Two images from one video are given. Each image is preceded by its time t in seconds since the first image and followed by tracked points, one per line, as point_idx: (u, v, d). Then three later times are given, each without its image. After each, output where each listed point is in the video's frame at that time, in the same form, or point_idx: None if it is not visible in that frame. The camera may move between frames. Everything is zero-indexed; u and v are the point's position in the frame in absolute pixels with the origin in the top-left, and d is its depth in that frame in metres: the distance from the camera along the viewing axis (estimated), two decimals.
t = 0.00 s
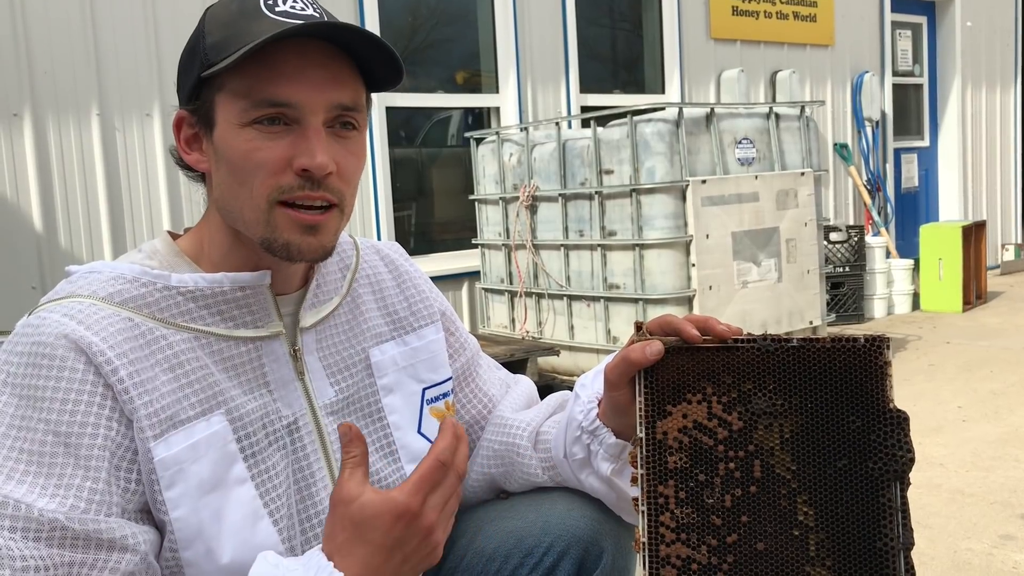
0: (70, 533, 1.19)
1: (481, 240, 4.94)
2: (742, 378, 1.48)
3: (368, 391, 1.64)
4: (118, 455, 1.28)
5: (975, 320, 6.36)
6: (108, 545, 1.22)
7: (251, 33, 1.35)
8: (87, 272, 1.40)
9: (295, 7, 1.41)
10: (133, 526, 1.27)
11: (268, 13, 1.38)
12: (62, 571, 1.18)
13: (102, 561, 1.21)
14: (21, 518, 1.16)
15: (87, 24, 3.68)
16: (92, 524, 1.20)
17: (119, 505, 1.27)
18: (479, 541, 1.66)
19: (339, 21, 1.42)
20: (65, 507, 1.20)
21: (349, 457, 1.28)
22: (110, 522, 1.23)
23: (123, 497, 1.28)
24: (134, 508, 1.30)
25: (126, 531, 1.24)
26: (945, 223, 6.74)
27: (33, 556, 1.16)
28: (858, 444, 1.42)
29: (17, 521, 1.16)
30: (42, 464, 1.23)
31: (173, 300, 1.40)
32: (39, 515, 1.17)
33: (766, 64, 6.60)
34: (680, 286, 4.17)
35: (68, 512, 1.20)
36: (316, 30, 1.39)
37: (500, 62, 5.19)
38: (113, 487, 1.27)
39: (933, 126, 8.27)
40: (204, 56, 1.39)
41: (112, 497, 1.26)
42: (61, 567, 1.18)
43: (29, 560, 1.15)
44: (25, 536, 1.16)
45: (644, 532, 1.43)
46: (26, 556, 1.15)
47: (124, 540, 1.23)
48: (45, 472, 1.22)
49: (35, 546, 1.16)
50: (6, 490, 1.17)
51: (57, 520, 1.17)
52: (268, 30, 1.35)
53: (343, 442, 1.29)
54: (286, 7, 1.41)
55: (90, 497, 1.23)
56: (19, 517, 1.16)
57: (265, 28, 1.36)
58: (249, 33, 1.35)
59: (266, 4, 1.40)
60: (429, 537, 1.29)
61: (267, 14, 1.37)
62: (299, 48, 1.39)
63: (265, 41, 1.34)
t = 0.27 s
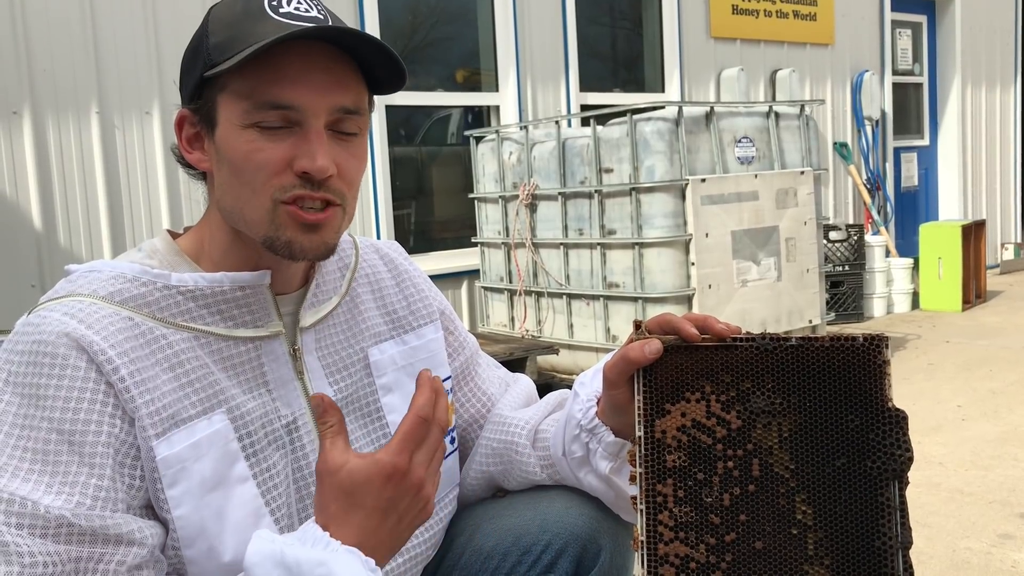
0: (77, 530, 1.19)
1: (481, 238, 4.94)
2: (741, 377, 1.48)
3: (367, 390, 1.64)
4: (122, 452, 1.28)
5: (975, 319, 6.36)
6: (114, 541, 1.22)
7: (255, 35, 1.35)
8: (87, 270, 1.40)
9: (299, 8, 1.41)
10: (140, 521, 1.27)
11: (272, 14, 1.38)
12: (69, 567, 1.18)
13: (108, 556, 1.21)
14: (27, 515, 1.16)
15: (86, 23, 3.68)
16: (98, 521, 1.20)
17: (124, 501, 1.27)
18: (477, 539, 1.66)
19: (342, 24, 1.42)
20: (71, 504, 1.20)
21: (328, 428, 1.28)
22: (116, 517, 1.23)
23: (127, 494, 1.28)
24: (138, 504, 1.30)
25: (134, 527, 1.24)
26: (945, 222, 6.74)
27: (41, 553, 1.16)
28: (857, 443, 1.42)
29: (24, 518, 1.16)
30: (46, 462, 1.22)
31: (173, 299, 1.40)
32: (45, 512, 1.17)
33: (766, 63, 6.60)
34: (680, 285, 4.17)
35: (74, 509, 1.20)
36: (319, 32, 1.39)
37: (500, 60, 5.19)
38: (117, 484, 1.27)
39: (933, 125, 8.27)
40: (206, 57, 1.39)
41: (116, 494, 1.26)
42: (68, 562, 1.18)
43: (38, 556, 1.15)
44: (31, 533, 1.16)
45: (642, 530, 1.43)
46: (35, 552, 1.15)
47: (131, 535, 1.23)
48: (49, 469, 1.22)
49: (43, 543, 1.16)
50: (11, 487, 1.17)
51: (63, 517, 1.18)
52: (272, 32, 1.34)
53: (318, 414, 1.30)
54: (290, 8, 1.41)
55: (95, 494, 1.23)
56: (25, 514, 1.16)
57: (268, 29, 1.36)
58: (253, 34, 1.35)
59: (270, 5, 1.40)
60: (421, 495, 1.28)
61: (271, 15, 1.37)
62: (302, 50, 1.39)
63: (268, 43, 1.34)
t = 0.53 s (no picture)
0: (84, 532, 1.18)
1: (480, 237, 4.93)
2: (741, 375, 1.48)
3: (367, 390, 1.64)
4: (126, 453, 1.28)
5: (974, 319, 6.36)
6: (123, 542, 1.21)
7: (254, 33, 1.35)
8: (89, 271, 1.40)
9: (301, 6, 1.41)
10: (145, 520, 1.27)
11: (273, 12, 1.37)
12: (78, 569, 1.18)
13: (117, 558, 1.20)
14: (34, 518, 1.16)
15: (86, 21, 3.67)
16: (106, 522, 1.20)
17: (130, 502, 1.27)
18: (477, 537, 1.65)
19: (342, 22, 1.41)
20: (78, 506, 1.20)
21: (394, 485, 1.14)
22: (123, 518, 1.22)
23: (133, 494, 1.28)
24: (144, 505, 1.30)
25: (141, 527, 1.24)
26: (945, 222, 6.74)
27: (50, 555, 1.15)
28: (857, 441, 1.42)
29: (31, 521, 1.15)
30: (51, 464, 1.22)
31: (175, 299, 1.39)
32: (52, 515, 1.16)
33: (766, 63, 6.60)
34: (680, 284, 4.17)
35: (81, 511, 1.19)
36: (318, 29, 1.38)
37: (500, 59, 5.19)
38: (123, 485, 1.26)
39: (932, 125, 8.27)
40: (207, 54, 1.39)
41: (123, 495, 1.26)
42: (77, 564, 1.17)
43: (47, 560, 1.15)
44: (40, 535, 1.16)
45: (643, 529, 1.43)
46: (43, 555, 1.15)
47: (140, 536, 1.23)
48: (55, 472, 1.22)
49: (52, 545, 1.16)
50: (16, 490, 1.17)
51: (71, 519, 1.17)
52: (270, 30, 1.34)
53: (389, 469, 1.13)
54: (292, 6, 1.40)
55: (102, 495, 1.23)
56: (33, 517, 1.15)
57: (267, 28, 1.35)
58: (252, 32, 1.35)
59: (271, 3, 1.39)
60: (470, 575, 1.18)
61: (271, 14, 1.37)
62: (302, 48, 1.39)
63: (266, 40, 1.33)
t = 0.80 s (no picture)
0: (87, 528, 1.19)
1: (480, 237, 4.93)
2: (741, 375, 1.48)
3: (367, 388, 1.64)
4: (127, 448, 1.28)
5: (973, 319, 6.36)
6: (125, 538, 1.22)
7: (257, 30, 1.35)
8: (89, 267, 1.40)
9: (304, 5, 1.41)
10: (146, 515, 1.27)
11: (276, 10, 1.37)
12: (81, 565, 1.18)
13: (118, 555, 1.21)
14: (36, 513, 1.16)
15: (85, 20, 3.67)
16: (107, 517, 1.20)
17: (131, 498, 1.27)
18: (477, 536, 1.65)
19: (345, 20, 1.41)
20: (79, 502, 1.20)
21: (421, 509, 1.21)
22: (126, 513, 1.22)
23: (133, 490, 1.28)
24: (144, 501, 1.30)
25: (144, 522, 1.24)
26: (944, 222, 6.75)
27: (53, 550, 1.16)
28: (857, 441, 1.42)
29: (34, 517, 1.16)
30: (52, 460, 1.22)
31: (175, 296, 1.39)
32: (54, 510, 1.17)
33: (766, 62, 6.60)
34: (679, 283, 4.17)
35: (83, 507, 1.20)
36: (321, 28, 1.38)
37: (499, 59, 5.18)
38: (123, 481, 1.26)
39: (931, 125, 8.27)
40: (209, 51, 1.39)
41: (123, 491, 1.26)
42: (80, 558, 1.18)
43: (51, 555, 1.16)
44: (42, 530, 1.16)
45: (642, 528, 1.43)
46: (46, 551, 1.15)
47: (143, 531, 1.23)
48: (56, 467, 1.22)
49: (54, 540, 1.16)
50: (18, 486, 1.17)
51: (73, 515, 1.18)
52: (273, 27, 1.34)
53: (417, 493, 1.20)
54: (295, 5, 1.40)
55: (103, 490, 1.23)
56: (35, 513, 1.16)
57: (270, 24, 1.35)
58: (256, 29, 1.35)
59: (274, 2, 1.39)
60: None
61: (275, 12, 1.37)
62: (305, 46, 1.39)
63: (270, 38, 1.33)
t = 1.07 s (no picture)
0: (82, 532, 1.19)
1: (479, 236, 4.92)
2: (741, 375, 1.48)
3: (365, 388, 1.64)
4: (123, 452, 1.27)
5: (972, 319, 6.37)
6: (120, 542, 1.21)
7: (253, 29, 1.34)
8: (86, 268, 1.40)
9: (300, 4, 1.41)
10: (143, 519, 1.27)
11: (272, 9, 1.37)
12: (77, 569, 1.19)
13: (114, 559, 1.21)
14: (32, 517, 1.16)
15: (84, 20, 3.67)
16: (102, 522, 1.20)
17: (127, 501, 1.27)
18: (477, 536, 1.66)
19: (342, 19, 1.41)
20: (74, 506, 1.20)
21: (424, 530, 1.27)
22: (122, 518, 1.22)
23: (130, 493, 1.28)
24: (141, 504, 1.30)
25: (139, 526, 1.23)
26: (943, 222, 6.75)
27: (48, 555, 1.16)
28: (856, 442, 1.42)
29: (30, 521, 1.16)
30: (48, 463, 1.22)
31: (172, 297, 1.39)
32: (49, 514, 1.17)
33: (765, 62, 6.60)
34: (679, 283, 4.17)
35: (78, 511, 1.20)
36: (317, 27, 1.38)
37: (498, 58, 5.18)
38: (119, 484, 1.26)
39: (930, 126, 8.27)
40: (205, 51, 1.38)
41: (119, 493, 1.26)
42: (76, 562, 1.19)
43: (46, 559, 1.16)
44: (38, 535, 1.16)
45: (642, 528, 1.43)
46: (40, 555, 1.16)
47: (137, 536, 1.22)
48: (52, 470, 1.22)
49: (49, 545, 1.17)
50: (14, 490, 1.17)
51: (69, 519, 1.18)
52: (269, 26, 1.34)
53: (421, 514, 1.26)
54: (290, 4, 1.40)
55: (99, 494, 1.23)
56: (29, 517, 1.16)
57: (266, 24, 1.35)
58: (252, 28, 1.35)
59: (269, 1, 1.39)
60: None
61: (271, 11, 1.37)
62: (301, 45, 1.39)
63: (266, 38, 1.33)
